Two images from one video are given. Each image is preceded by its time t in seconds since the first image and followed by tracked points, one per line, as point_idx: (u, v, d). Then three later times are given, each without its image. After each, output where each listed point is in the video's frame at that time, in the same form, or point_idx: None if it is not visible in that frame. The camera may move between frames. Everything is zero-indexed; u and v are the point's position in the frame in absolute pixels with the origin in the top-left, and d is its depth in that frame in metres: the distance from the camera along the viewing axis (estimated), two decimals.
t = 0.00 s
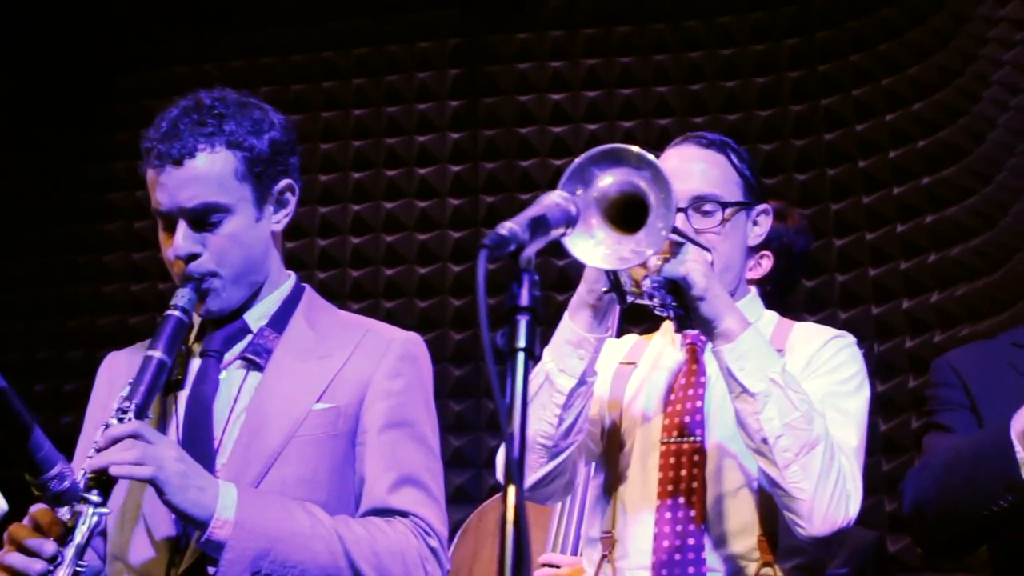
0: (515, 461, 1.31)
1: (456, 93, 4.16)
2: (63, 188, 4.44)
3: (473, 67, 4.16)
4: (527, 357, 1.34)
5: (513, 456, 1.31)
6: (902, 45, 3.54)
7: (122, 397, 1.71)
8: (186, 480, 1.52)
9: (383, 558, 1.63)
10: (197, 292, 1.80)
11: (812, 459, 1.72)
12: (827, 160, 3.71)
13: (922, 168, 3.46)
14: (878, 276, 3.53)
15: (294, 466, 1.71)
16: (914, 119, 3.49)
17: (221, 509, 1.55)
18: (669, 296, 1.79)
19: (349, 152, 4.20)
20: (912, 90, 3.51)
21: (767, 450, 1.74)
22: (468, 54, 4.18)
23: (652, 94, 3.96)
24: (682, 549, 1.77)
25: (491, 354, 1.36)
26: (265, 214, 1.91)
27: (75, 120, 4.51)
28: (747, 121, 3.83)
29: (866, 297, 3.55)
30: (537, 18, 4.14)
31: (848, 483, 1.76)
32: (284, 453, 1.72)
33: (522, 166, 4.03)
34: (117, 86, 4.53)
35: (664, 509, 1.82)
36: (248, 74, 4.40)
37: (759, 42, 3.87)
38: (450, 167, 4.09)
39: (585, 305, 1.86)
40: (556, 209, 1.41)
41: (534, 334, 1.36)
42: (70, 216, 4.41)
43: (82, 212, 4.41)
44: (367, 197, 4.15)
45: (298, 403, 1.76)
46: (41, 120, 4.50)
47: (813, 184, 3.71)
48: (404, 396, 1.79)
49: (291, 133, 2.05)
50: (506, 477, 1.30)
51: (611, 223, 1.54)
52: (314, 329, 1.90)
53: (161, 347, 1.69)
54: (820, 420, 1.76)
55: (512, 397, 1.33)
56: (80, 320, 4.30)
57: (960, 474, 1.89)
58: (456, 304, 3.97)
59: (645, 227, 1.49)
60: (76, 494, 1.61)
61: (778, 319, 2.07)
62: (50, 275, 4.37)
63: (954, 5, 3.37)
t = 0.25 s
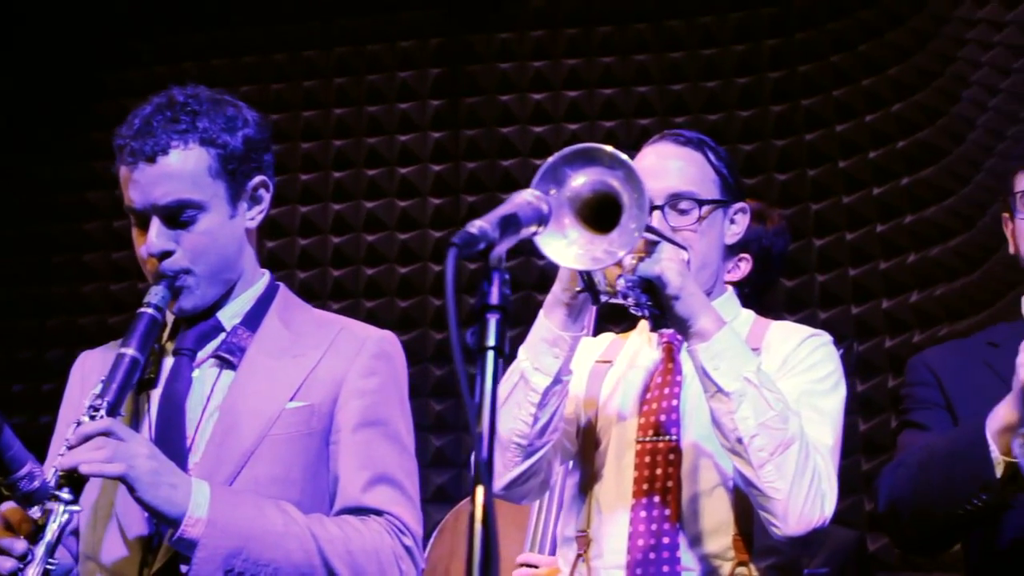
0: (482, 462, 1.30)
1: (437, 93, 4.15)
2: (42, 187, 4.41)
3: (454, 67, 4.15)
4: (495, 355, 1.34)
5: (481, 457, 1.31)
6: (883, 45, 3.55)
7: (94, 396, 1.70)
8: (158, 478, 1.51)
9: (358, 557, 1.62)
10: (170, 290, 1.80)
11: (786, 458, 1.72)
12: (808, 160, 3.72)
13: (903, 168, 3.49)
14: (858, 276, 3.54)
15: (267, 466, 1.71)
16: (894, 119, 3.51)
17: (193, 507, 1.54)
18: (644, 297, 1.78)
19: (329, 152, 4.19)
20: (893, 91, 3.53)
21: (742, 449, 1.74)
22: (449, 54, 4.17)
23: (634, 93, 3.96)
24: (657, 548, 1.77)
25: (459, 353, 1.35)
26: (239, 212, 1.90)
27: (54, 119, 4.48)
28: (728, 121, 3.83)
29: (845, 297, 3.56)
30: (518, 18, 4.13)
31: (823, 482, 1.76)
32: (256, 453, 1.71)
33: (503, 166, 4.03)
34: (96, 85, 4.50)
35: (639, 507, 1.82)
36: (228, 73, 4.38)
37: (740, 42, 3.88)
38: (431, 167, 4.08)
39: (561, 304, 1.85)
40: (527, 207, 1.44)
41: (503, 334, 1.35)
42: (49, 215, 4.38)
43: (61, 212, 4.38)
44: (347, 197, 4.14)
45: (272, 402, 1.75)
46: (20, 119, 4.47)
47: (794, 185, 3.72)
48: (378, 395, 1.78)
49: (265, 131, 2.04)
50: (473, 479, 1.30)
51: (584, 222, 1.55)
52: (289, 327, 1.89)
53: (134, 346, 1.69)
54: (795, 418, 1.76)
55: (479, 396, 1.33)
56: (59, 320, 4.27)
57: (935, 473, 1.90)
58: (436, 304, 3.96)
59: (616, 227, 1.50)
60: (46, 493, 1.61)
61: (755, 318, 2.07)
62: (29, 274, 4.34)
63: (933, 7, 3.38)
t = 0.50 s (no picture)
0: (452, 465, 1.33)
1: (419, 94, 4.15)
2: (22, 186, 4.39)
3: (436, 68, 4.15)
4: (466, 357, 1.35)
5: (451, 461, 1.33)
6: (863, 50, 3.59)
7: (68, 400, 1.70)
8: (132, 483, 1.51)
9: (331, 561, 1.62)
10: (145, 293, 1.80)
11: (760, 462, 1.73)
12: (788, 164, 3.73)
13: (882, 172, 3.51)
14: (837, 280, 3.55)
15: (241, 469, 1.71)
16: (874, 123, 3.55)
17: (168, 513, 1.54)
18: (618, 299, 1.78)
19: (311, 153, 4.18)
20: (874, 96, 3.56)
21: (715, 453, 1.75)
22: (431, 55, 4.17)
23: (616, 96, 3.96)
24: (632, 551, 1.77)
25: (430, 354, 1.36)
26: (216, 214, 1.89)
27: (35, 118, 4.46)
28: (709, 124, 3.84)
29: (824, 300, 3.57)
30: (500, 19, 4.13)
31: (797, 486, 1.76)
32: (230, 456, 1.71)
33: (484, 167, 4.03)
34: (77, 84, 4.48)
35: (614, 511, 1.82)
36: (210, 73, 4.37)
37: (722, 45, 3.88)
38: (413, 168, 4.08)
39: (535, 307, 1.85)
40: (499, 210, 1.45)
41: (473, 337, 1.37)
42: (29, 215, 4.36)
43: (41, 212, 4.36)
44: (328, 198, 4.13)
45: (246, 404, 1.75)
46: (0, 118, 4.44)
47: (774, 188, 3.73)
48: (354, 398, 1.78)
49: (241, 132, 2.04)
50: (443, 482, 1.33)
51: (556, 225, 1.55)
52: (264, 329, 1.89)
53: (109, 349, 1.68)
54: (769, 422, 1.76)
55: (450, 398, 1.35)
56: (38, 320, 4.24)
57: (910, 479, 1.91)
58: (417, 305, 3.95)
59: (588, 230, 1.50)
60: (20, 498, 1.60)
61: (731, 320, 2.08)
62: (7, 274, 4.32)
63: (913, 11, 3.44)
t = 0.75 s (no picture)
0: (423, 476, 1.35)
1: (402, 101, 4.15)
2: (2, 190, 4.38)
3: (419, 75, 4.15)
4: (438, 365, 1.38)
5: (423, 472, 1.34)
6: (845, 60, 3.63)
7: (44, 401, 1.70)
8: (108, 486, 1.51)
9: (308, 567, 1.62)
10: (123, 296, 1.79)
11: (735, 469, 1.73)
12: (769, 172, 3.74)
13: (864, 182, 3.55)
14: (819, 288, 3.57)
15: (218, 475, 1.70)
16: (854, 133, 3.59)
17: (144, 515, 1.54)
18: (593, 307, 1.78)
19: (293, 159, 4.18)
20: (856, 106, 3.60)
21: (690, 460, 1.76)
22: (414, 61, 4.17)
23: (598, 104, 3.97)
24: (608, 559, 1.77)
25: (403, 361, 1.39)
26: (195, 219, 1.90)
27: (17, 122, 4.44)
28: (690, 132, 3.86)
29: (805, 309, 3.58)
30: (484, 26, 4.13)
31: (772, 493, 1.77)
32: (208, 461, 1.71)
33: (467, 174, 4.03)
34: (59, 88, 4.47)
35: (590, 519, 1.82)
36: (192, 78, 4.36)
37: (705, 54, 3.90)
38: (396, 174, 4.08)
39: (512, 314, 1.86)
40: (474, 219, 1.43)
41: (445, 345, 1.40)
42: (10, 219, 4.34)
43: (21, 216, 4.34)
44: (311, 203, 4.12)
45: (224, 410, 1.75)
46: None
47: (755, 196, 3.73)
48: (331, 405, 1.78)
49: (223, 139, 2.04)
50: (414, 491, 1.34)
51: (530, 233, 1.56)
52: (242, 335, 1.89)
53: (85, 351, 1.68)
54: (744, 430, 1.77)
55: (422, 404, 1.37)
56: (18, 324, 4.22)
57: (884, 487, 1.92)
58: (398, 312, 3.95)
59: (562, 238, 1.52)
60: None
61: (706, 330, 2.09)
62: None
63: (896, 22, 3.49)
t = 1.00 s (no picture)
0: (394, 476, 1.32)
1: (383, 100, 4.15)
2: None
3: (400, 74, 4.15)
4: (409, 364, 1.36)
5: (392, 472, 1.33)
6: (824, 62, 3.65)
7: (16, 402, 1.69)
8: (81, 489, 1.50)
9: (282, 567, 1.61)
10: (97, 297, 1.79)
11: (707, 467, 1.74)
12: (751, 173, 3.77)
13: (843, 183, 3.57)
14: (798, 289, 3.60)
15: (192, 474, 1.70)
16: (835, 135, 3.61)
17: (116, 517, 1.53)
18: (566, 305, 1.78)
19: (274, 157, 4.17)
20: (835, 107, 3.62)
21: (662, 458, 1.77)
22: (395, 61, 4.16)
23: (579, 104, 3.98)
24: (581, 558, 1.78)
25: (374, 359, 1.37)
26: (169, 220, 1.90)
27: None
28: (671, 134, 3.89)
29: (785, 308, 3.60)
30: (465, 26, 4.13)
31: (744, 492, 1.77)
32: (182, 461, 1.71)
33: (447, 174, 4.05)
34: (39, 85, 4.45)
35: (563, 518, 1.83)
36: (173, 76, 4.35)
37: (686, 55, 3.91)
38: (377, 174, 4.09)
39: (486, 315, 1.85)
40: (446, 218, 1.41)
41: (417, 345, 1.38)
42: None
43: (1, 213, 4.33)
44: (291, 202, 4.12)
45: (199, 409, 1.75)
46: None
47: (736, 197, 3.76)
48: (307, 404, 1.78)
49: (197, 137, 2.04)
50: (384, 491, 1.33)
51: (503, 234, 1.56)
52: (218, 333, 1.89)
53: (58, 354, 1.67)
54: (716, 429, 1.78)
55: (393, 404, 1.34)
56: None
57: (859, 487, 1.93)
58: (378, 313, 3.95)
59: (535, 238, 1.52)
60: None
61: (681, 329, 2.10)
62: None
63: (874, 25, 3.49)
